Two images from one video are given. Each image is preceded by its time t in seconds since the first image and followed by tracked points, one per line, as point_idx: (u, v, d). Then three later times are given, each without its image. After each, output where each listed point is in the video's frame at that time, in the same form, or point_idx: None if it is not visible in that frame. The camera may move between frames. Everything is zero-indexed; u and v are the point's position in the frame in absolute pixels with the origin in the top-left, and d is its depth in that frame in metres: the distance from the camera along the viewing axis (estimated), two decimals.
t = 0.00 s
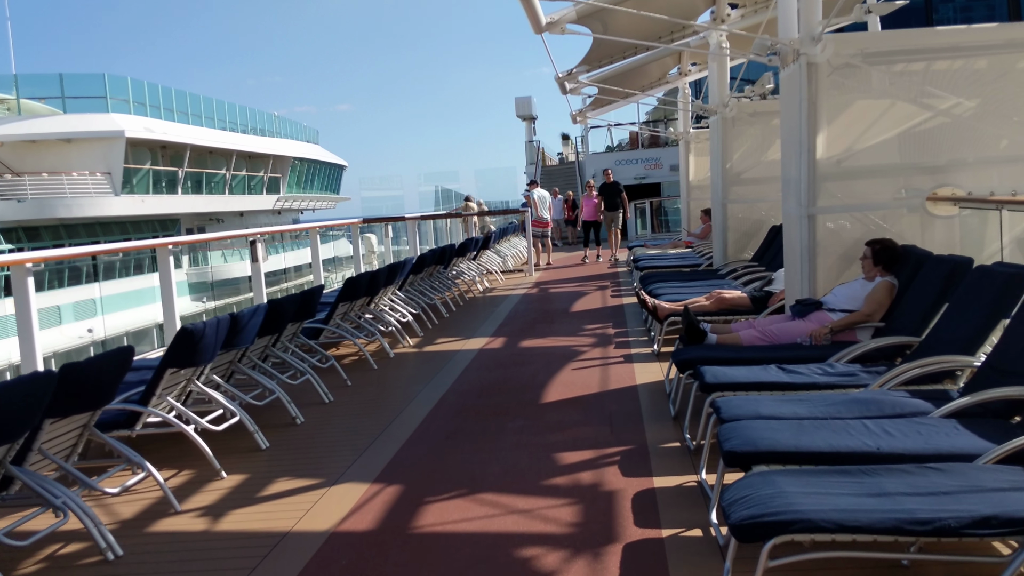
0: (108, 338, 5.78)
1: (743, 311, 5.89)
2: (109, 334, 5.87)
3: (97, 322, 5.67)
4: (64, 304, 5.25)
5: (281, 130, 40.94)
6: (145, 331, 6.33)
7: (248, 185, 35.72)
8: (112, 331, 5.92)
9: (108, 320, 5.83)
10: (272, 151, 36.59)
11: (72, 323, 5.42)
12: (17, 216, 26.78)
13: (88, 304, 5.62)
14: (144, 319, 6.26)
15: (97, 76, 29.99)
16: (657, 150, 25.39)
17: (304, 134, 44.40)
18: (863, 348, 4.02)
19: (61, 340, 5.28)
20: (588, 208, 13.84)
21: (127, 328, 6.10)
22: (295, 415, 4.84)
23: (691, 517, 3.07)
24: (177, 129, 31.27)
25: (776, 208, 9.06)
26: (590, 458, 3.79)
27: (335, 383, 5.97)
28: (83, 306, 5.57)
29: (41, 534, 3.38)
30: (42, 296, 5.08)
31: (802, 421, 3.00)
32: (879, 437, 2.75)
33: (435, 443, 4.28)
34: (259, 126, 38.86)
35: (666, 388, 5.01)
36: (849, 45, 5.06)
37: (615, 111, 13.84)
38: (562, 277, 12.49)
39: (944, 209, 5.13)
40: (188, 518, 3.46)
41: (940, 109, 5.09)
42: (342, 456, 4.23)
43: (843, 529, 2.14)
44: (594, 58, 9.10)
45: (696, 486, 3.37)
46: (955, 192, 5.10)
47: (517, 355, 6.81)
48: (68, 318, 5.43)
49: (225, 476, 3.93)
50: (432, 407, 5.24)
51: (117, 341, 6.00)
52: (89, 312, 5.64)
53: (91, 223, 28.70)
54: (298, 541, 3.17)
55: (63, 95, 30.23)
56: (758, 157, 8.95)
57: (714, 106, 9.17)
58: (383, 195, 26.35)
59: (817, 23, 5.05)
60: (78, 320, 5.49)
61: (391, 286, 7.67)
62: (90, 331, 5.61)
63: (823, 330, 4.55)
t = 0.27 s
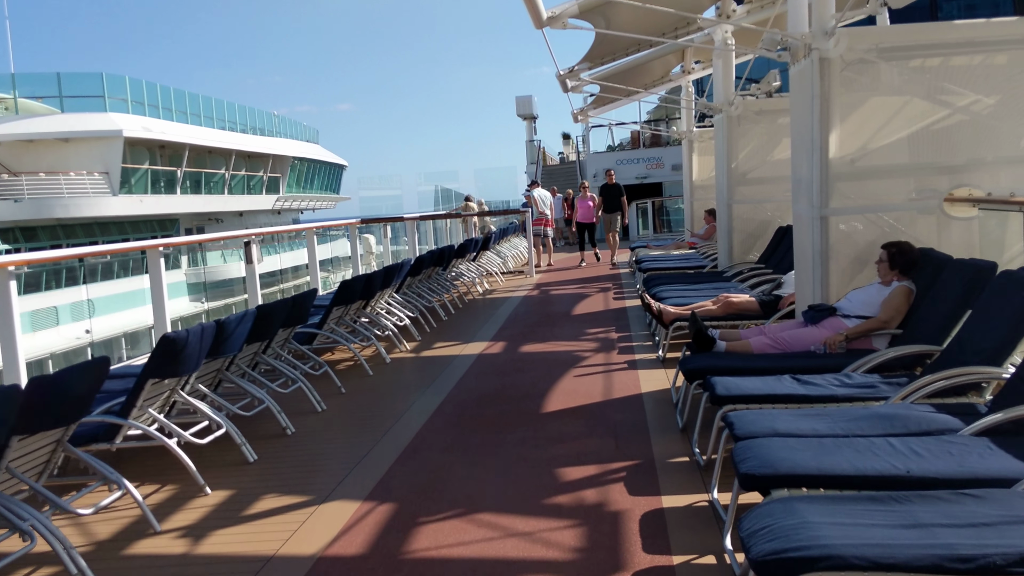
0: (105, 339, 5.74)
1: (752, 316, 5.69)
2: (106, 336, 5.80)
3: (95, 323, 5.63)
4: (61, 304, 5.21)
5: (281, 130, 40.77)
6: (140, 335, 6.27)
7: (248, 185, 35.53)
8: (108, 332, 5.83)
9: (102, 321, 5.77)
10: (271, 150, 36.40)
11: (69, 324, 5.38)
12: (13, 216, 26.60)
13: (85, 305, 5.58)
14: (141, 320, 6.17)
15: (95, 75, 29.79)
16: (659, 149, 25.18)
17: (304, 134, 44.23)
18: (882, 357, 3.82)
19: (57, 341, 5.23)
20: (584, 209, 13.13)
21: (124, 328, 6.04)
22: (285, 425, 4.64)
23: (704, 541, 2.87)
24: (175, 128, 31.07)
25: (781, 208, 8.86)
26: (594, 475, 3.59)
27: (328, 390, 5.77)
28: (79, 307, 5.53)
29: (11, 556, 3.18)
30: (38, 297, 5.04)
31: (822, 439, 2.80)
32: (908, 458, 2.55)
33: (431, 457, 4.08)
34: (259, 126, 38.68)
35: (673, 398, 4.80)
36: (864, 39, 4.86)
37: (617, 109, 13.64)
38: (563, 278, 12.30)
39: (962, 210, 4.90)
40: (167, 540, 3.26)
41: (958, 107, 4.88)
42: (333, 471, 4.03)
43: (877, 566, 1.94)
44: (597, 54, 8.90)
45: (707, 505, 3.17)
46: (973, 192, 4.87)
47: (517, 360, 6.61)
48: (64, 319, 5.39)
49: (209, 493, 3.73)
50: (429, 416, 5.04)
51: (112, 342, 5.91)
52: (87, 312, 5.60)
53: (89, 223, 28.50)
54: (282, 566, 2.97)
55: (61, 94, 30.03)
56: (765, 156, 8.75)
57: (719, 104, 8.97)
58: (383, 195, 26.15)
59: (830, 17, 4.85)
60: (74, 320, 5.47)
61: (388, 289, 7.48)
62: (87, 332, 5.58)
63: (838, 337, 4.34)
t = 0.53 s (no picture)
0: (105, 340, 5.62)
1: (762, 321, 5.50)
2: (105, 337, 5.68)
3: (93, 324, 5.53)
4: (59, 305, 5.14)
5: (281, 130, 40.62)
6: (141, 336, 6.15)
7: (248, 185, 35.37)
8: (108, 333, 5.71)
9: (100, 322, 5.65)
10: (271, 150, 36.24)
11: (67, 325, 5.29)
12: (11, 216, 26.44)
13: (84, 306, 5.49)
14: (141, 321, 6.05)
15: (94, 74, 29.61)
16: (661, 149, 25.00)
17: (304, 134, 44.07)
18: (904, 366, 3.63)
19: (56, 342, 5.15)
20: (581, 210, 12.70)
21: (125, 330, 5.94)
22: (279, 434, 4.47)
23: (721, 566, 2.68)
24: (174, 128, 30.91)
25: (789, 209, 8.67)
26: (602, 491, 3.40)
27: (325, 397, 5.58)
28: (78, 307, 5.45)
29: None
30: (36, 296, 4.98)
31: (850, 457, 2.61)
32: (945, 480, 2.36)
33: (431, 471, 3.89)
34: (259, 126, 38.53)
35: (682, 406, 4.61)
36: (881, 33, 4.67)
37: (620, 108, 13.45)
38: (566, 280, 12.13)
39: (983, 211, 4.73)
40: (151, 562, 3.08)
41: (979, 103, 4.71)
42: (328, 485, 3.85)
43: None
44: (601, 51, 8.71)
45: (724, 525, 2.98)
46: (993, 192, 4.71)
47: (520, 365, 6.42)
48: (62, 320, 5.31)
49: (197, 509, 3.55)
50: (428, 425, 4.85)
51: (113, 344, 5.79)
52: (86, 312, 5.52)
53: (88, 223, 28.33)
54: None
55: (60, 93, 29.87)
56: (773, 155, 8.56)
57: (725, 102, 8.79)
58: (383, 195, 25.99)
59: (846, 9, 4.65)
60: (73, 321, 5.38)
61: (387, 292, 7.30)
62: (86, 333, 5.48)
63: (856, 344, 4.15)
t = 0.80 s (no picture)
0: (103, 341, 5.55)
1: (770, 327, 5.33)
2: (103, 338, 5.58)
3: (91, 326, 5.43)
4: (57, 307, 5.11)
5: (280, 130, 40.47)
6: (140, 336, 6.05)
7: (247, 186, 35.21)
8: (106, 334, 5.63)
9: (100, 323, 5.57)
10: (271, 151, 36.08)
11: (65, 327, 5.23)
12: (9, 218, 26.26)
13: (81, 307, 5.38)
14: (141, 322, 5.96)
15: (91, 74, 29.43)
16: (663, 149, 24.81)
17: (304, 134, 43.93)
18: (922, 377, 3.47)
19: (52, 344, 5.14)
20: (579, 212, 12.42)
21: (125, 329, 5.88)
22: (269, 447, 4.31)
23: None
24: (173, 129, 30.73)
25: (794, 210, 8.50)
26: (605, 511, 3.22)
27: (318, 406, 5.40)
28: (76, 309, 5.33)
29: None
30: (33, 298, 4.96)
31: (871, 481, 2.44)
32: (977, 509, 2.20)
33: (426, 487, 3.72)
34: (258, 126, 38.39)
35: (688, 417, 4.44)
36: (894, 29, 4.49)
37: (622, 108, 13.27)
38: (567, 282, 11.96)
39: (999, 214, 4.54)
40: None
41: (996, 102, 4.54)
42: (318, 502, 3.67)
43: None
44: (602, 50, 8.54)
45: (735, 550, 2.81)
46: (1009, 194, 4.52)
47: (519, 372, 6.25)
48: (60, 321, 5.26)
49: (180, 530, 3.38)
50: (425, 436, 4.68)
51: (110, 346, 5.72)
52: (83, 314, 5.40)
53: (86, 224, 28.15)
54: None
55: (57, 94, 29.71)
56: (778, 155, 8.39)
57: (729, 102, 8.61)
58: (383, 195, 25.83)
59: (858, 4, 4.47)
60: (71, 323, 5.28)
61: (384, 296, 7.12)
62: (84, 335, 5.40)
63: (870, 353, 3.98)
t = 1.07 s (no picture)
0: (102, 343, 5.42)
1: (772, 332, 5.15)
2: (100, 340, 5.45)
3: (88, 328, 5.32)
4: (53, 308, 5.08)
5: (278, 130, 40.30)
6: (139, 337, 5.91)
7: (245, 186, 35.03)
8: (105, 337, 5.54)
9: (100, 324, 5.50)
10: (268, 151, 35.91)
11: (60, 329, 5.17)
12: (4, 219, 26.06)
13: (79, 308, 5.27)
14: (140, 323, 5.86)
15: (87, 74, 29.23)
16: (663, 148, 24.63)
17: (302, 134, 43.75)
18: (936, 388, 3.30)
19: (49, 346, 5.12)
20: (575, 212, 12.03)
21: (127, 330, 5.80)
22: (250, 459, 4.15)
23: None
24: (170, 129, 30.54)
25: (796, 210, 8.31)
26: (599, 530, 3.04)
27: (304, 414, 5.22)
28: (72, 310, 5.24)
29: None
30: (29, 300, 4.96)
31: (886, 503, 2.26)
32: (1002, 538, 2.01)
33: (412, 503, 3.54)
34: (256, 126, 38.22)
35: (688, 427, 4.25)
36: (903, 22, 4.30)
37: (621, 106, 13.08)
38: (565, 283, 11.77)
39: (1012, 214, 4.37)
40: None
41: (1008, 97, 4.36)
42: (298, 520, 3.48)
43: None
44: (600, 46, 8.35)
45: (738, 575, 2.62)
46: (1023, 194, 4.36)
47: (514, 377, 6.06)
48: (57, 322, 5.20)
49: (150, 550, 3.19)
50: (414, 446, 4.50)
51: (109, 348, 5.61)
52: (81, 316, 5.28)
53: (82, 225, 27.97)
54: None
55: (53, 94, 29.51)
56: (779, 154, 8.21)
57: (730, 99, 8.44)
58: (381, 196, 25.65)
59: None
60: (67, 325, 5.22)
61: (375, 299, 6.94)
62: (79, 337, 5.29)
63: (879, 360, 3.79)
